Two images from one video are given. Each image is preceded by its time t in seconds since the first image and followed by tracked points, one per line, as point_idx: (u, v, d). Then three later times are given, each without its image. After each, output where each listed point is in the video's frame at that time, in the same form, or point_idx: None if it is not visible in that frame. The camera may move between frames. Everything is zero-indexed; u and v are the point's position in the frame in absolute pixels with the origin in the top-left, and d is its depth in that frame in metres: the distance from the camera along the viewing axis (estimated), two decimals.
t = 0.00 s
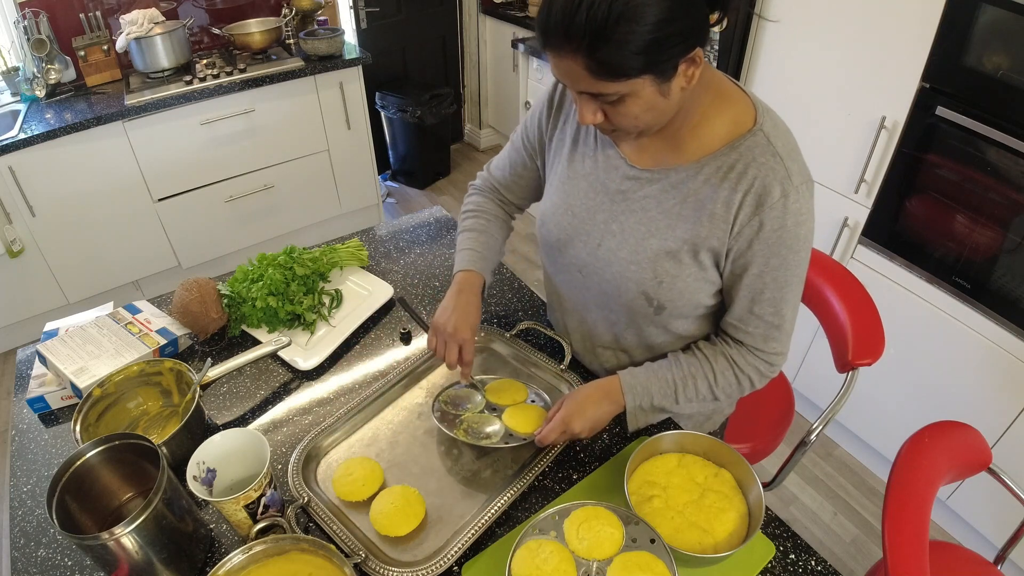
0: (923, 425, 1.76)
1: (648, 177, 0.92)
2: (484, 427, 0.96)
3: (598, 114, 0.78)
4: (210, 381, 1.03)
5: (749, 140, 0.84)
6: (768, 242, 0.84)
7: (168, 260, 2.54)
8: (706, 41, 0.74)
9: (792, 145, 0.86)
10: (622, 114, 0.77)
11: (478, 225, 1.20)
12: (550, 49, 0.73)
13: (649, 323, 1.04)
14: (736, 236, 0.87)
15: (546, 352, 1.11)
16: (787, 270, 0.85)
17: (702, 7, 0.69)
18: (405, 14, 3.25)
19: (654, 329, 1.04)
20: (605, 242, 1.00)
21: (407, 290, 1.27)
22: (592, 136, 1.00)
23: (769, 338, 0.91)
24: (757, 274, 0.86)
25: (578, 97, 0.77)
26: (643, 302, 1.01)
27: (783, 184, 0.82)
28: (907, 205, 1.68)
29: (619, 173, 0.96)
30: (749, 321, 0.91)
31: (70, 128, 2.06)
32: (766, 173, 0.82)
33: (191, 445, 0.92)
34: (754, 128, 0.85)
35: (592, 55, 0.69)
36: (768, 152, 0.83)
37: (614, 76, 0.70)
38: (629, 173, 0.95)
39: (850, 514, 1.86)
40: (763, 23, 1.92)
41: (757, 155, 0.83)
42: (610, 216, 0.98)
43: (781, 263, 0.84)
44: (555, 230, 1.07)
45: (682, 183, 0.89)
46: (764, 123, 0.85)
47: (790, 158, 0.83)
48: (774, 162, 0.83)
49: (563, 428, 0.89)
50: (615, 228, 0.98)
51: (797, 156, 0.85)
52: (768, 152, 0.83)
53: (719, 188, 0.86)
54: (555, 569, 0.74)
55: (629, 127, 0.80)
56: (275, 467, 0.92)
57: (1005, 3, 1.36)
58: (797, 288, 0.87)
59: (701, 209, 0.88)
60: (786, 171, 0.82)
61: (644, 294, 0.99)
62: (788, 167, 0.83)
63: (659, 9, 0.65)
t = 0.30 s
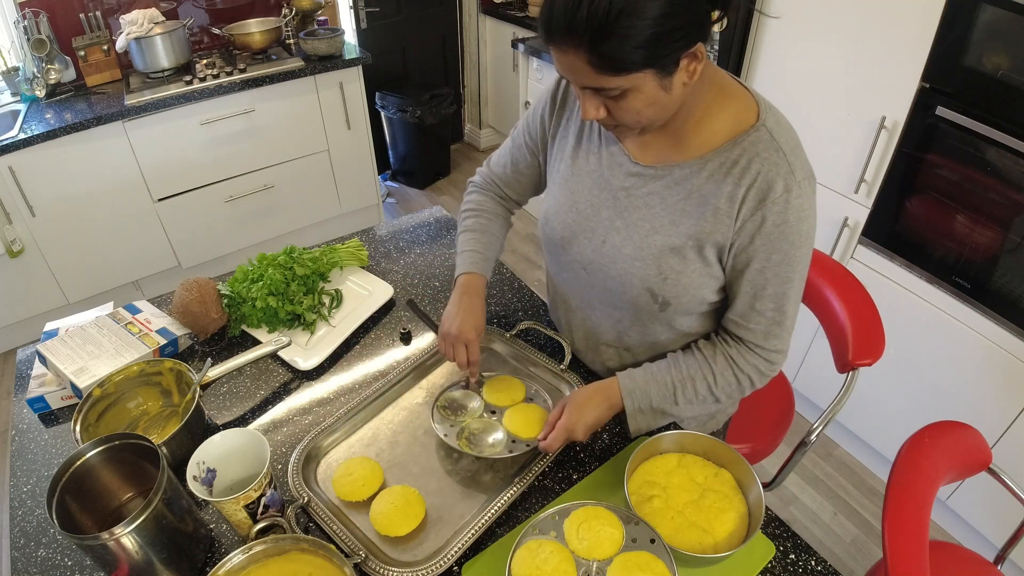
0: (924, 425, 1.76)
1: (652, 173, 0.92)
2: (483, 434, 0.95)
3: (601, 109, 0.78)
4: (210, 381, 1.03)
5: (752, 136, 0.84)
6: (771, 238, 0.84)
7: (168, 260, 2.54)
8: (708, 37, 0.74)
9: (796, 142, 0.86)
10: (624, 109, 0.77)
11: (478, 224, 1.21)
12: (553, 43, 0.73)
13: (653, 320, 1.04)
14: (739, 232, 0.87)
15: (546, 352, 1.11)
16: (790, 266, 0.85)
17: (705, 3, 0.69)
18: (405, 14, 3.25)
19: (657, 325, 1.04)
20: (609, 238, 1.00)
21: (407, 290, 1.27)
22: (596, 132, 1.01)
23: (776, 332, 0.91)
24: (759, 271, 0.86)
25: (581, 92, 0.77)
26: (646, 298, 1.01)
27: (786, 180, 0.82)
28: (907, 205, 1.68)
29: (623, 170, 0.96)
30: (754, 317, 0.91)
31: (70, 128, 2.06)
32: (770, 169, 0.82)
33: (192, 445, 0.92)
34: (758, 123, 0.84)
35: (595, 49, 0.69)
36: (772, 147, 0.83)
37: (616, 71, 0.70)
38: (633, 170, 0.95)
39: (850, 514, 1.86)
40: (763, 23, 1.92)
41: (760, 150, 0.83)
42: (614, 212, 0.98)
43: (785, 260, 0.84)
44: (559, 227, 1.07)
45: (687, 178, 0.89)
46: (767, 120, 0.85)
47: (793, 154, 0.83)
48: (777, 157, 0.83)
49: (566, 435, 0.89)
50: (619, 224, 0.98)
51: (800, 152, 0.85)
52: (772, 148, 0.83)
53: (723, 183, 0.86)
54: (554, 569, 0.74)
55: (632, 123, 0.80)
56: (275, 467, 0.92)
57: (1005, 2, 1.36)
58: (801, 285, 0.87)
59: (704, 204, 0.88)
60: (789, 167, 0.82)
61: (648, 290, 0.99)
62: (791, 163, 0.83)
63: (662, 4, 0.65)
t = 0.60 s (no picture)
0: (924, 425, 1.76)
1: (654, 172, 0.92)
2: (497, 443, 0.94)
3: (602, 107, 0.78)
4: (210, 381, 1.03)
5: (754, 136, 0.84)
6: (772, 238, 0.84)
7: (168, 260, 2.54)
8: (710, 36, 0.74)
9: (799, 142, 0.86)
10: (626, 107, 0.77)
11: (516, 226, 1.23)
12: (555, 41, 0.73)
13: (655, 319, 1.04)
14: (740, 232, 0.87)
15: (546, 352, 1.11)
16: (792, 266, 0.85)
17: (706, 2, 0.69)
18: (406, 14, 3.25)
19: (660, 325, 1.04)
20: (611, 236, 1.00)
21: (407, 289, 1.27)
22: (601, 131, 1.01)
23: (778, 332, 0.91)
24: (760, 271, 0.87)
25: (583, 90, 0.77)
26: (647, 297, 1.00)
27: (787, 180, 0.82)
28: (907, 205, 1.68)
29: (626, 169, 0.96)
30: (755, 317, 0.91)
31: (70, 128, 2.06)
32: (771, 169, 0.82)
33: (191, 445, 0.92)
34: (760, 124, 0.84)
35: (596, 46, 0.69)
36: (774, 148, 0.83)
37: (617, 68, 0.70)
38: (636, 169, 0.95)
39: (850, 515, 1.86)
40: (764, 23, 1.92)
41: (762, 150, 0.83)
42: (616, 211, 0.98)
43: (786, 259, 0.84)
44: (562, 225, 1.07)
45: (688, 177, 0.89)
46: (769, 120, 0.84)
47: (795, 154, 0.83)
48: (778, 157, 0.82)
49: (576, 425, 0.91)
50: (621, 222, 0.98)
51: (802, 152, 0.85)
52: (773, 148, 0.83)
53: (726, 183, 0.86)
54: (555, 569, 0.74)
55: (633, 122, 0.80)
56: (275, 467, 0.92)
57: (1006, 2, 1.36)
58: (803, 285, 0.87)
59: (706, 204, 0.88)
60: (790, 167, 0.82)
61: (649, 289, 0.99)
62: (793, 163, 0.82)
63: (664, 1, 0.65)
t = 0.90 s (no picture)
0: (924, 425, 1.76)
1: (653, 170, 0.92)
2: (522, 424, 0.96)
3: (601, 103, 0.78)
4: (210, 381, 1.03)
5: (750, 134, 0.83)
6: (770, 237, 0.84)
7: (168, 260, 2.54)
8: (708, 33, 0.74)
9: (795, 140, 0.85)
10: (624, 103, 0.77)
11: (531, 236, 1.21)
12: (554, 34, 0.73)
13: (653, 317, 1.03)
14: (738, 231, 0.87)
15: (546, 352, 1.11)
16: (790, 265, 0.85)
17: None
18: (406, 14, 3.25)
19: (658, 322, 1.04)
20: (609, 234, 1.00)
21: (407, 289, 1.27)
22: (601, 130, 1.01)
23: (774, 329, 0.91)
24: (757, 269, 0.87)
25: (582, 85, 0.77)
26: (645, 295, 1.00)
27: (784, 178, 0.82)
28: (907, 205, 1.68)
29: (625, 167, 0.96)
30: (752, 316, 0.91)
31: (70, 128, 2.06)
32: (768, 166, 0.82)
33: (192, 445, 0.92)
34: (756, 121, 0.84)
35: (595, 40, 0.69)
36: (769, 145, 0.83)
37: (615, 62, 0.70)
38: (635, 167, 0.95)
39: (850, 515, 1.86)
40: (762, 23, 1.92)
41: (757, 149, 0.83)
42: (614, 209, 0.98)
43: (785, 257, 0.84)
44: (560, 223, 1.07)
45: (685, 175, 0.89)
46: (766, 118, 0.84)
47: (792, 152, 0.83)
48: (775, 155, 0.82)
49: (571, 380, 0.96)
50: (619, 221, 0.98)
51: (800, 150, 0.85)
52: (769, 146, 0.83)
53: (722, 179, 0.85)
54: (555, 569, 0.73)
55: (632, 119, 0.80)
56: (275, 467, 0.92)
57: (1005, 3, 1.36)
58: (801, 284, 0.87)
59: (703, 202, 0.88)
60: (787, 165, 0.82)
61: (647, 287, 0.99)
62: (790, 161, 0.82)
63: None
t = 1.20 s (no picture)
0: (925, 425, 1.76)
1: (656, 165, 0.93)
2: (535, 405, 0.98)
3: (605, 94, 0.78)
4: (210, 381, 1.03)
5: (755, 128, 0.84)
6: (772, 233, 0.84)
7: (168, 260, 2.54)
8: (714, 27, 0.74)
9: (799, 135, 0.86)
10: (629, 94, 0.77)
11: (522, 240, 1.21)
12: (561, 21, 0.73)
13: (656, 313, 1.03)
14: (741, 226, 0.87)
15: (546, 352, 1.11)
16: (792, 262, 0.85)
17: None
18: (406, 14, 3.25)
19: (660, 318, 1.04)
20: (612, 230, 1.00)
21: (407, 289, 1.27)
22: (603, 125, 1.01)
23: (776, 326, 0.91)
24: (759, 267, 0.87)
25: (586, 76, 0.77)
26: (648, 291, 1.00)
27: (789, 172, 0.82)
28: (907, 205, 1.68)
29: (628, 162, 0.96)
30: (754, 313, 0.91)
31: (70, 128, 2.06)
32: (773, 160, 0.82)
33: (192, 444, 0.92)
34: (762, 116, 0.84)
35: (602, 29, 0.69)
36: (775, 139, 0.83)
37: (621, 51, 0.70)
38: (638, 162, 0.95)
39: (850, 515, 1.86)
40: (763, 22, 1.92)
41: (763, 142, 0.83)
42: (617, 204, 0.98)
43: (790, 253, 0.84)
44: (562, 220, 1.06)
45: (690, 169, 0.89)
46: (771, 113, 0.84)
47: (797, 146, 0.83)
48: (780, 149, 0.82)
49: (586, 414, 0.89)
50: (622, 216, 0.98)
51: (803, 146, 0.85)
52: (775, 140, 0.83)
53: (727, 173, 0.86)
54: (555, 569, 0.74)
55: (636, 111, 0.81)
56: (275, 467, 0.92)
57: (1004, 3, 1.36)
58: (803, 280, 0.87)
59: (707, 196, 0.88)
60: (792, 159, 0.82)
61: (650, 283, 0.99)
62: (794, 155, 0.82)
63: None
